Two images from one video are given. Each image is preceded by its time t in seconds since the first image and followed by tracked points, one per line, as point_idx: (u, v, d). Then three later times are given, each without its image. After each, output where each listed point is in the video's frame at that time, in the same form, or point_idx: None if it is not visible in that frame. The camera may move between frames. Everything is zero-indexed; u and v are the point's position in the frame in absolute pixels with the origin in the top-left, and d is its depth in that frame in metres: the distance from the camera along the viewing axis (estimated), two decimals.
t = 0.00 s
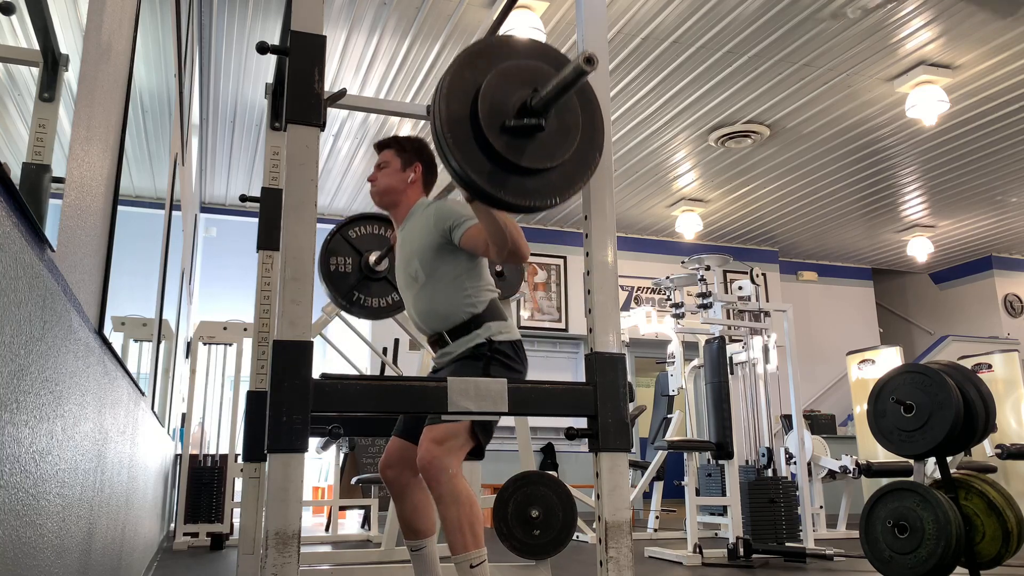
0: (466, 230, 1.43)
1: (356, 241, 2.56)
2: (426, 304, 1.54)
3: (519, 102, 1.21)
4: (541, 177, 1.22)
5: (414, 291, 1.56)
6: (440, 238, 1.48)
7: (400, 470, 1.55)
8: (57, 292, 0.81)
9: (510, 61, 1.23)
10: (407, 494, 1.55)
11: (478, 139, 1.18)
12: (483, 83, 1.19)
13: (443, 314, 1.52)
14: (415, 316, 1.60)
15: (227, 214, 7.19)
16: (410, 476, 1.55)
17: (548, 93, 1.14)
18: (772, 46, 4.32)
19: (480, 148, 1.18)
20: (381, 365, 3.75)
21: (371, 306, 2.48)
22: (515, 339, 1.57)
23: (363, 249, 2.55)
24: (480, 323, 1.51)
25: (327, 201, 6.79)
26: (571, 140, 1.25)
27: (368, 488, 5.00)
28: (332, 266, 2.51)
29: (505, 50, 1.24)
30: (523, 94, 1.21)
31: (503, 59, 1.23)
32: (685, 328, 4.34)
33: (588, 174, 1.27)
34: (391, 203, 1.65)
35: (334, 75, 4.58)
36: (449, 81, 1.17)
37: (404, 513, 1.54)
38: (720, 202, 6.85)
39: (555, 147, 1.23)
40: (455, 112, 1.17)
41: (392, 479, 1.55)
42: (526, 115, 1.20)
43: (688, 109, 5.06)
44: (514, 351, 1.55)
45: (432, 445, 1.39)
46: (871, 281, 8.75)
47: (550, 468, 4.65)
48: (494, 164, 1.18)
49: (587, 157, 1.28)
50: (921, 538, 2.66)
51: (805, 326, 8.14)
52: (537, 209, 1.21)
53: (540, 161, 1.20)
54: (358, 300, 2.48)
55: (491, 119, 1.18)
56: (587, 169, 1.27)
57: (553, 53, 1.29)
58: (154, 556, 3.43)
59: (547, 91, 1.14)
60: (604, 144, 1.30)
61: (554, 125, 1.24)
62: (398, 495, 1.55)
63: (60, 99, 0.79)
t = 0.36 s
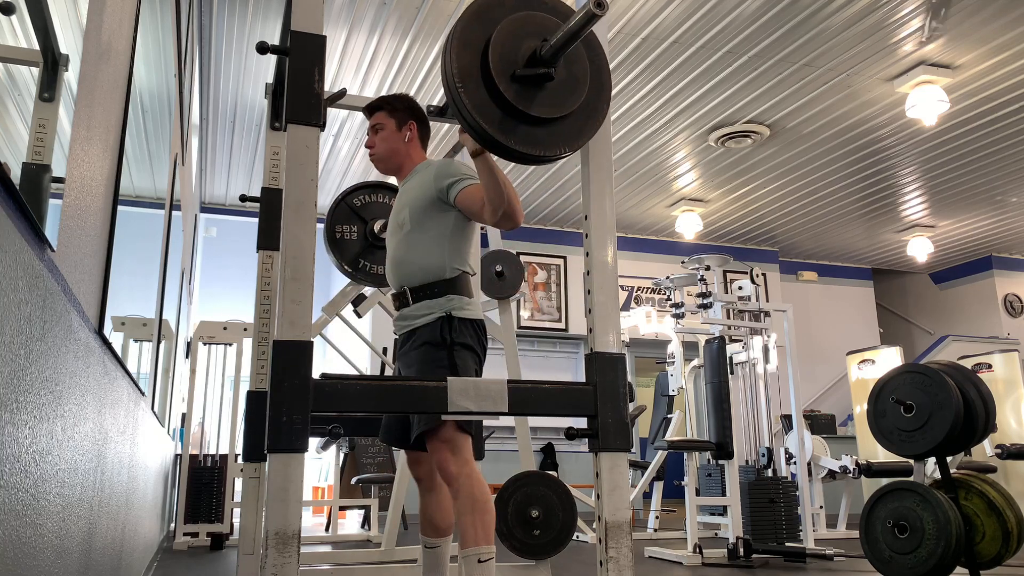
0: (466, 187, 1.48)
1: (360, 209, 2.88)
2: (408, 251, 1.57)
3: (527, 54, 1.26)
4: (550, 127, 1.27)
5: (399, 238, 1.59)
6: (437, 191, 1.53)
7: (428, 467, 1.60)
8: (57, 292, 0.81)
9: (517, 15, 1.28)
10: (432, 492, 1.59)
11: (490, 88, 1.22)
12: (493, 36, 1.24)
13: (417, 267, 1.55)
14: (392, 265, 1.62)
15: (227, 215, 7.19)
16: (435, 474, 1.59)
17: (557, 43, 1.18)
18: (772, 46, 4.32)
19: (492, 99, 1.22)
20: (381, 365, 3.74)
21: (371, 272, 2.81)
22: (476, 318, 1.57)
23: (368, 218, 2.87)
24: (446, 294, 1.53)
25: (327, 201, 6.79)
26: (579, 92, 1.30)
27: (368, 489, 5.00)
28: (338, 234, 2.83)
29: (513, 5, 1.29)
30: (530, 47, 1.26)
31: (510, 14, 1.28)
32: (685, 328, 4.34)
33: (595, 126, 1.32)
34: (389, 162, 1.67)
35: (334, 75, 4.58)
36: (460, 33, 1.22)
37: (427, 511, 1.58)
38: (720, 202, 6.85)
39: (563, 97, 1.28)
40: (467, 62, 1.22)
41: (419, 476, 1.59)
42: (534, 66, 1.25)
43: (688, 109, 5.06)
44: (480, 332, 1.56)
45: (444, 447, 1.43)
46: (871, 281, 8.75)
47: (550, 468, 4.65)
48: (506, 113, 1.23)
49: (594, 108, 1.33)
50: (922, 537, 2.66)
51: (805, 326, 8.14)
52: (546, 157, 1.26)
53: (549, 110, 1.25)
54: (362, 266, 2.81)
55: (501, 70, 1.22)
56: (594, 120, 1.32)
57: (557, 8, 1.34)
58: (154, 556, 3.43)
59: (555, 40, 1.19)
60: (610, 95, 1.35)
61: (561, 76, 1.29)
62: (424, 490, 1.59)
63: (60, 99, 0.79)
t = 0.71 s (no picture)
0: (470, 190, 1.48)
1: (363, 209, 2.87)
2: (413, 253, 1.58)
3: (533, 58, 1.26)
4: (554, 133, 1.27)
5: (404, 240, 1.60)
6: (441, 193, 1.53)
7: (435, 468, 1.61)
8: (56, 292, 0.81)
9: (526, 19, 1.28)
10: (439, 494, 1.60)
11: (495, 92, 1.22)
12: (500, 39, 1.24)
13: (420, 268, 1.56)
14: (397, 267, 1.63)
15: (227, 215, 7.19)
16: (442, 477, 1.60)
17: (563, 49, 1.18)
18: (772, 46, 4.32)
19: (496, 102, 1.22)
20: (381, 365, 3.74)
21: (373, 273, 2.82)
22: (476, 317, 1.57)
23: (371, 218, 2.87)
24: (450, 295, 1.53)
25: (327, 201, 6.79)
26: (584, 98, 1.30)
27: (368, 489, 5.00)
28: (341, 233, 2.82)
29: (522, 9, 1.29)
30: (537, 52, 1.26)
31: (519, 17, 1.28)
32: (685, 328, 4.34)
33: (599, 133, 1.32)
34: (390, 164, 1.67)
35: (334, 75, 4.58)
36: (467, 35, 1.22)
37: (434, 513, 1.59)
38: (720, 202, 6.85)
39: (568, 103, 1.28)
40: (472, 65, 1.22)
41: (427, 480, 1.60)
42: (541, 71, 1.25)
43: (688, 109, 5.06)
44: (480, 333, 1.55)
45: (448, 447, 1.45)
46: (871, 281, 8.75)
47: (550, 467, 4.65)
48: (510, 118, 1.23)
49: (599, 114, 1.33)
50: (922, 537, 2.66)
51: (805, 326, 8.14)
52: (549, 163, 1.26)
53: (554, 116, 1.26)
54: (364, 267, 2.81)
55: (507, 73, 1.22)
56: (598, 126, 1.32)
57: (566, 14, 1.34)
58: (154, 556, 3.43)
59: (562, 47, 1.19)
60: (616, 103, 1.35)
61: (567, 81, 1.29)
62: (431, 493, 1.60)
63: (60, 99, 0.79)
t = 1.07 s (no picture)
0: (470, 192, 1.48)
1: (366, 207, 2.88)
2: (413, 255, 1.58)
3: (536, 61, 1.26)
4: (553, 138, 1.27)
5: (405, 241, 1.60)
6: (441, 195, 1.53)
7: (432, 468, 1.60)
8: (57, 292, 0.81)
9: (531, 22, 1.28)
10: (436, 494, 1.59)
11: (495, 93, 1.22)
12: (503, 41, 1.24)
13: (418, 270, 1.56)
14: (397, 267, 1.63)
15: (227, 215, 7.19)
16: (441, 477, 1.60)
17: (565, 53, 1.18)
18: (772, 46, 4.32)
19: (496, 103, 1.22)
20: (381, 365, 3.74)
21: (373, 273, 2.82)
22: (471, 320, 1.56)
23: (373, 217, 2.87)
24: (446, 296, 1.53)
25: (327, 201, 6.79)
26: (584, 104, 1.30)
27: (368, 489, 5.00)
28: (341, 230, 2.82)
29: (527, 11, 1.29)
30: (540, 55, 1.26)
31: (524, 19, 1.28)
32: (685, 328, 4.34)
33: (598, 140, 1.31)
34: (392, 165, 1.67)
35: (334, 75, 4.58)
36: (469, 34, 1.22)
37: (432, 513, 1.58)
38: (720, 202, 6.85)
39: (568, 109, 1.28)
40: (474, 65, 1.22)
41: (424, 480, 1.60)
42: (542, 75, 1.25)
43: (688, 109, 5.06)
44: (474, 337, 1.55)
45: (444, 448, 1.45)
46: (871, 281, 8.75)
47: (549, 467, 4.65)
48: (510, 121, 1.23)
49: (599, 121, 1.32)
50: (922, 537, 2.66)
51: (805, 326, 8.14)
52: (545, 167, 1.26)
53: (554, 121, 1.25)
54: (363, 267, 2.81)
55: (508, 75, 1.22)
56: (598, 133, 1.32)
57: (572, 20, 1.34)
58: (154, 556, 3.43)
59: (564, 51, 1.19)
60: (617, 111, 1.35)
61: (568, 87, 1.29)
62: (429, 493, 1.60)
63: (60, 99, 0.79)
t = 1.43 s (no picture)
0: (469, 193, 1.48)
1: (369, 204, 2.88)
2: (410, 254, 1.57)
3: (536, 63, 1.26)
4: (550, 141, 1.27)
5: (402, 240, 1.60)
6: (441, 195, 1.53)
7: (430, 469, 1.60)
8: (56, 291, 0.81)
9: (535, 24, 1.28)
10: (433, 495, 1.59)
11: (496, 94, 1.22)
12: (505, 40, 1.24)
13: (416, 270, 1.56)
14: (394, 266, 1.63)
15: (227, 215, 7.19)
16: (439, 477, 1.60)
17: (566, 56, 1.18)
18: (771, 46, 4.32)
19: (494, 102, 1.22)
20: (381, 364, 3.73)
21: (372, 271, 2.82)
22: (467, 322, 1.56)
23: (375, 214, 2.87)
24: (444, 296, 1.53)
25: (327, 201, 6.79)
26: (584, 109, 1.30)
27: (368, 489, 5.01)
28: (342, 225, 2.82)
29: (533, 13, 1.30)
30: (542, 57, 1.26)
31: (527, 21, 1.29)
32: (685, 328, 4.34)
33: (596, 145, 1.31)
34: (392, 164, 1.67)
35: (334, 75, 4.58)
36: (472, 32, 1.22)
37: (429, 514, 1.58)
38: (720, 202, 6.85)
39: (568, 112, 1.28)
40: (474, 63, 1.22)
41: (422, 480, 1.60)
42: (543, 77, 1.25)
43: (688, 110, 5.06)
44: (469, 340, 1.54)
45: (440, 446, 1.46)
46: (871, 281, 8.75)
47: (549, 467, 4.65)
48: (510, 123, 1.23)
49: (598, 126, 1.32)
50: (922, 538, 2.66)
51: (805, 326, 8.14)
52: (540, 169, 1.26)
53: (554, 124, 1.25)
54: (363, 264, 2.81)
55: (508, 74, 1.22)
56: (597, 138, 1.32)
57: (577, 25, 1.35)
58: (154, 556, 3.43)
59: (565, 54, 1.19)
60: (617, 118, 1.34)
61: (568, 90, 1.29)
62: (426, 494, 1.59)
63: (60, 99, 0.79)
